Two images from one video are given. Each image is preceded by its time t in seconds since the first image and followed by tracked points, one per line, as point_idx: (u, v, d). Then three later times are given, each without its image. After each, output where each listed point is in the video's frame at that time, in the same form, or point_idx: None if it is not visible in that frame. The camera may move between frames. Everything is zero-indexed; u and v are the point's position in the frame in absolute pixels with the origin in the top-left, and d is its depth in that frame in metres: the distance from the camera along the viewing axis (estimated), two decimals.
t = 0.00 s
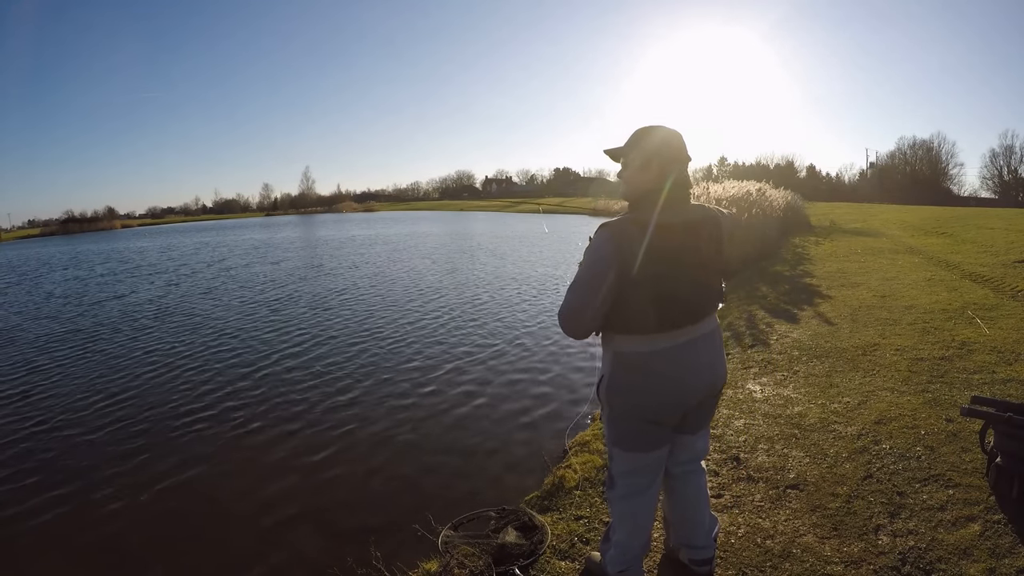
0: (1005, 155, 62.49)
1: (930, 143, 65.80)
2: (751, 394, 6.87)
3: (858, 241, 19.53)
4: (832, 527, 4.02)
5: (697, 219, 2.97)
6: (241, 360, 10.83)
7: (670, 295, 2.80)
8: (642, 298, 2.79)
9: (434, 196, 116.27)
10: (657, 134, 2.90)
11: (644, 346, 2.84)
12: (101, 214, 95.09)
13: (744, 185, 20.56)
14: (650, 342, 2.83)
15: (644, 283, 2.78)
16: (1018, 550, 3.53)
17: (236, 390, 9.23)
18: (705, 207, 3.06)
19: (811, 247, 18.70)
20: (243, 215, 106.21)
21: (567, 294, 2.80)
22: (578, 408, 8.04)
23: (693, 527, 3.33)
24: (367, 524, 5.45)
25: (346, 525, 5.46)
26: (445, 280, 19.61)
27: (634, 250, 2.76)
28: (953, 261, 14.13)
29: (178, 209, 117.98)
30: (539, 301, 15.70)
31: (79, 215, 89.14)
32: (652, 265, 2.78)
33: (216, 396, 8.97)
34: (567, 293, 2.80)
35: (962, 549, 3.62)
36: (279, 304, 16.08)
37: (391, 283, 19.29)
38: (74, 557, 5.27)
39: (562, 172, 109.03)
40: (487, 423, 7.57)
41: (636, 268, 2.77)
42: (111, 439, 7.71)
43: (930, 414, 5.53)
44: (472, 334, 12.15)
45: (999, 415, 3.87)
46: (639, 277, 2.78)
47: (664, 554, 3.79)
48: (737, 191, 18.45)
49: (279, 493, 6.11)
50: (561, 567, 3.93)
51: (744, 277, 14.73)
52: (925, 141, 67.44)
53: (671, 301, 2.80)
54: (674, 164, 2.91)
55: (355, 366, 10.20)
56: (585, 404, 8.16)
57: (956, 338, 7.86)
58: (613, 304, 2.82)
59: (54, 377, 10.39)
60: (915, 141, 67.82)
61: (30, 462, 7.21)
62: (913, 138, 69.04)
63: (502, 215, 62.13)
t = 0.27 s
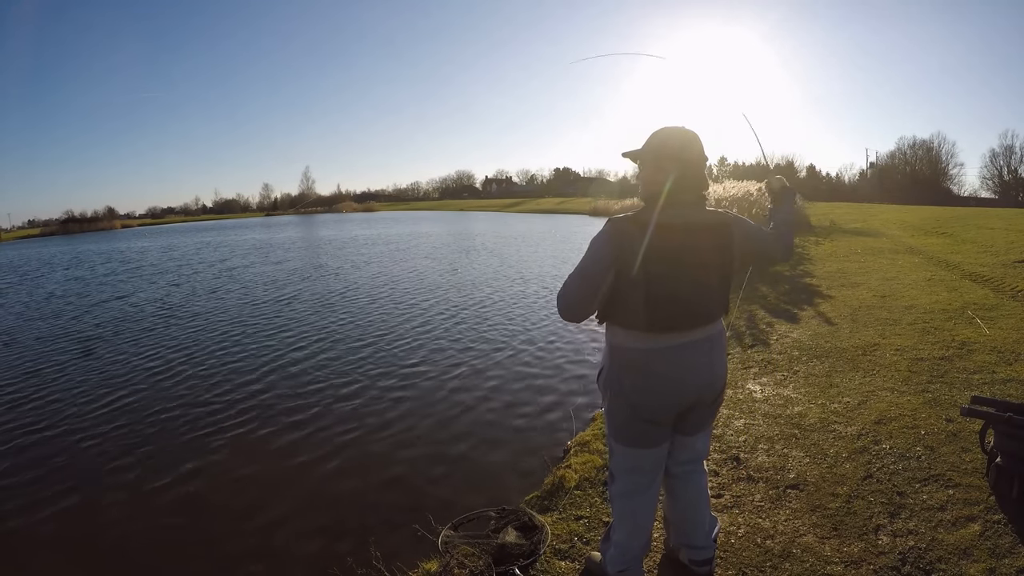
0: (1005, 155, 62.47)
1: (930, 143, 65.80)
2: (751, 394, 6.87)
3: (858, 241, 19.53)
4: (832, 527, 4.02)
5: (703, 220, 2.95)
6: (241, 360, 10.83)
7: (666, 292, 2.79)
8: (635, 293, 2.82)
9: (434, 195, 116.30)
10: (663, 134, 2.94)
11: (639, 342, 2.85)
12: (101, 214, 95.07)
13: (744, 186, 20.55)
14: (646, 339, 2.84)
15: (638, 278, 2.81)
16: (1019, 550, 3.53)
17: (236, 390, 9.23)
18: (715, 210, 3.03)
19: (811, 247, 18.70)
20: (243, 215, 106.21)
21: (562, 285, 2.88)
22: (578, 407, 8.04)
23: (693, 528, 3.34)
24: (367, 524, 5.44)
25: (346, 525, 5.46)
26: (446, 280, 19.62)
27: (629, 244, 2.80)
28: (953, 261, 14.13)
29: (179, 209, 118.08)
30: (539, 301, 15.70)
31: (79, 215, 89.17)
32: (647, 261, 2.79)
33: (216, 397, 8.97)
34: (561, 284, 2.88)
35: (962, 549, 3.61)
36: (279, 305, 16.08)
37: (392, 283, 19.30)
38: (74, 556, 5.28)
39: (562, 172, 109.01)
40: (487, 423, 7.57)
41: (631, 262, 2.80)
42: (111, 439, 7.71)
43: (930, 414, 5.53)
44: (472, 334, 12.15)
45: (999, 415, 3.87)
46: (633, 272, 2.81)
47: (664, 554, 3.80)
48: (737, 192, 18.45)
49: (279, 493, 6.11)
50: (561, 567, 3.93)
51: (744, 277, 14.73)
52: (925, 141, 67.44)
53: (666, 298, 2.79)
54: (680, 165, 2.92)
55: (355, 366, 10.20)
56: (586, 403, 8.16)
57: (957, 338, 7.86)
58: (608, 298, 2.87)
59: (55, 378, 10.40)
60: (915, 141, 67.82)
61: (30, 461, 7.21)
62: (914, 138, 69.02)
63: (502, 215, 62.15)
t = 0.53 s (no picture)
0: (1005, 155, 62.49)
1: (930, 143, 65.82)
2: (751, 394, 6.87)
3: (858, 241, 19.53)
4: (832, 527, 4.02)
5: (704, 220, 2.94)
6: (242, 361, 10.84)
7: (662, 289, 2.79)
8: (631, 290, 2.83)
9: (434, 195, 116.35)
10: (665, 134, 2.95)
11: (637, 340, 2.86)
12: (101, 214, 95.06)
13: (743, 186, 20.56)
14: (643, 337, 2.85)
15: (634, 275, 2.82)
16: (1018, 550, 3.53)
17: (236, 391, 9.23)
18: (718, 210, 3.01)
19: (811, 247, 18.71)
20: (243, 215, 106.20)
21: (557, 279, 2.93)
22: (578, 408, 8.04)
23: (693, 528, 3.34)
24: (367, 524, 5.45)
25: (346, 525, 5.47)
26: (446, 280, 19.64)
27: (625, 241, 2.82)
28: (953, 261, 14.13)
29: (179, 210, 118.16)
30: (539, 301, 15.71)
31: (79, 215, 89.24)
32: (644, 258, 2.79)
33: (216, 398, 8.98)
34: (557, 278, 2.93)
35: (961, 549, 3.62)
36: (279, 305, 16.10)
37: (392, 283, 19.32)
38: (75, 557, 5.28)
39: (562, 172, 109.01)
40: (488, 424, 7.57)
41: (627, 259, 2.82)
42: (112, 440, 7.72)
43: (929, 414, 5.53)
44: (472, 334, 12.15)
45: (999, 415, 3.87)
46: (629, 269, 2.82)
47: (664, 554, 3.80)
48: (737, 192, 18.47)
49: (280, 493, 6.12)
50: (561, 567, 3.93)
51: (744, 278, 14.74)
52: (925, 141, 67.47)
53: (663, 295, 2.79)
54: (683, 164, 2.92)
55: (355, 367, 10.20)
56: (586, 403, 8.17)
57: (957, 338, 7.86)
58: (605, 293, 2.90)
59: (55, 379, 10.42)
60: (915, 141, 67.83)
61: (31, 462, 7.22)
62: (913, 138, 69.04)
63: (502, 215, 62.16)
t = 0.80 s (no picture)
0: (1005, 155, 62.48)
1: (930, 143, 65.84)
2: (751, 394, 6.87)
3: (857, 241, 19.53)
4: (832, 527, 4.02)
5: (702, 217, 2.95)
6: (242, 361, 10.84)
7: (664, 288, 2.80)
8: (632, 291, 2.82)
9: (434, 195, 116.37)
10: (660, 133, 2.96)
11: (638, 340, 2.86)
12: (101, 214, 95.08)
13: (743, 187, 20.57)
14: (645, 337, 2.84)
15: (636, 275, 2.82)
16: (1018, 550, 3.53)
17: (237, 392, 9.23)
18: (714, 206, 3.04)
19: (811, 247, 18.71)
20: (243, 215, 106.21)
21: (558, 284, 2.90)
22: (579, 408, 8.05)
23: (692, 528, 3.34)
24: (367, 525, 5.45)
25: (346, 525, 5.47)
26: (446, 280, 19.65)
27: (626, 242, 2.81)
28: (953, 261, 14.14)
29: (179, 210, 118.20)
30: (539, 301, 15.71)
31: (79, 215, 89.22)
32: (645, 257, 2.80)
33: (216, 399, 8.98)
34: (557, 283, 2.90)
35: (961, 549, 3.62)
36: (279, 305, 16.11)
37: (392, 283, 19.32)
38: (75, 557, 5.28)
39: (562, 172, 109.02)
40: (488, 424, 7.57)
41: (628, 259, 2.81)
42: (112, 440, 7.72)
43: (929, 414, 5.53)
44: (472, 335, 12.15)
45: (999, 415, 3.87)
46: (631, 269, 2.82)
47: (664, 554, 3.80)
48: (737, 192, 18.50)
49: (280, 493, 6.12)
50: (561, 567, 3.93)
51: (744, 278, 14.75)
52: (924, 142, 67.50)
53: (665, 294, 2.79)
54: (678, 162, 2.93)
55: (355, 367, 10.20)
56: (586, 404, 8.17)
57: (956, 338, 7.86)
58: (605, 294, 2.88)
59: (55, 380, 10.43)
60: (915, 141, 67.85)
61: (31, 463, 7.22)
62: (913, 138, 69.04)
63: (502, 215, 62.18)
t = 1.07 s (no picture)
0: (1005, 155, 62.49)
1: (930, 143, 65.85)
2: (751, 394, 6.87)
3: (858, 241, 19.53)
4: (832, 527, 4.02)
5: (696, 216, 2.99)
6: (241, 361, 10.84)
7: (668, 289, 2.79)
8: (632, 296, 2.79)
9: (434, 195, 116.37)
10: (654, 134, 2.92)
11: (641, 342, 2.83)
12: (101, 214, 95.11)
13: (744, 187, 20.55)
14: (646, 340, 2.82)
15: (638, 277, 2.78)
16: (1018, 550, 3.53)
17: (236, 391, 9.23)
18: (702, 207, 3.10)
19: (811, 247, 18.72)
20: (243, 215, 106.23)
21: (558, 295, 2.81)
22: (579, 408, 8.05)
23: (692, 528, 3.34)
24: (367, 525, 5.45)
25: (346, 524, 5.48)
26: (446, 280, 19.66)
27: (628, 246, 2.76)
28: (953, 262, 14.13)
29: (179, 210, 118.24)
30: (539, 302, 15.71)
31: (79, 215, 89.23)
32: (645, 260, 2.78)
33: (215, 399, 8.98)
34: (556, 295, 2.81)
35: (961, 549, 3.61)
36: (278, 305, 16.13)
37: (391, 284, 19.32)
38: (74, 557, 5.29)
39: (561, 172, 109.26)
40: (488, 424, 7.57)
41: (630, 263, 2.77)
42: (113, 440, 7.73)
43: (929, 414, 5.53)
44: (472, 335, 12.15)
45: (999, 415, 3.87)
46: (634, 272, 2.78)
47: (664, 554, 3.79)
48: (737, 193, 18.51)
49: (280, 493, 6.12)
50: (561, 567, 3.93)
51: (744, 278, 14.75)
52: (924, 142, 67.52)
53: (668, 296, 2.79)
54: (669, 164, 2.95)
55: (355, 368, 10.20)
56: (586, 404, 8.17)
57: (957, 338, 7.86)
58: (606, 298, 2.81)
59: (55, 380, 10.43)
60: (915, 141, 67.88)
61: (30, 462, 7.22)
62: (913, 138, 69.02)
63: (502, 215, 62.19)
